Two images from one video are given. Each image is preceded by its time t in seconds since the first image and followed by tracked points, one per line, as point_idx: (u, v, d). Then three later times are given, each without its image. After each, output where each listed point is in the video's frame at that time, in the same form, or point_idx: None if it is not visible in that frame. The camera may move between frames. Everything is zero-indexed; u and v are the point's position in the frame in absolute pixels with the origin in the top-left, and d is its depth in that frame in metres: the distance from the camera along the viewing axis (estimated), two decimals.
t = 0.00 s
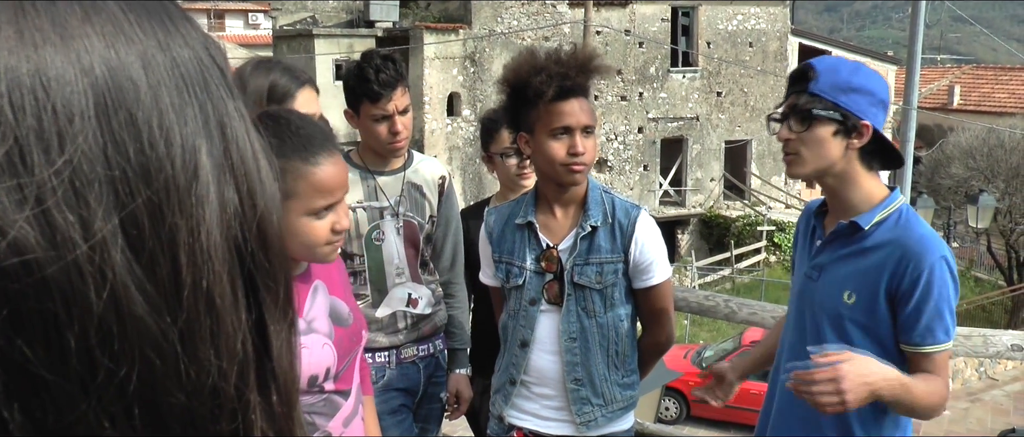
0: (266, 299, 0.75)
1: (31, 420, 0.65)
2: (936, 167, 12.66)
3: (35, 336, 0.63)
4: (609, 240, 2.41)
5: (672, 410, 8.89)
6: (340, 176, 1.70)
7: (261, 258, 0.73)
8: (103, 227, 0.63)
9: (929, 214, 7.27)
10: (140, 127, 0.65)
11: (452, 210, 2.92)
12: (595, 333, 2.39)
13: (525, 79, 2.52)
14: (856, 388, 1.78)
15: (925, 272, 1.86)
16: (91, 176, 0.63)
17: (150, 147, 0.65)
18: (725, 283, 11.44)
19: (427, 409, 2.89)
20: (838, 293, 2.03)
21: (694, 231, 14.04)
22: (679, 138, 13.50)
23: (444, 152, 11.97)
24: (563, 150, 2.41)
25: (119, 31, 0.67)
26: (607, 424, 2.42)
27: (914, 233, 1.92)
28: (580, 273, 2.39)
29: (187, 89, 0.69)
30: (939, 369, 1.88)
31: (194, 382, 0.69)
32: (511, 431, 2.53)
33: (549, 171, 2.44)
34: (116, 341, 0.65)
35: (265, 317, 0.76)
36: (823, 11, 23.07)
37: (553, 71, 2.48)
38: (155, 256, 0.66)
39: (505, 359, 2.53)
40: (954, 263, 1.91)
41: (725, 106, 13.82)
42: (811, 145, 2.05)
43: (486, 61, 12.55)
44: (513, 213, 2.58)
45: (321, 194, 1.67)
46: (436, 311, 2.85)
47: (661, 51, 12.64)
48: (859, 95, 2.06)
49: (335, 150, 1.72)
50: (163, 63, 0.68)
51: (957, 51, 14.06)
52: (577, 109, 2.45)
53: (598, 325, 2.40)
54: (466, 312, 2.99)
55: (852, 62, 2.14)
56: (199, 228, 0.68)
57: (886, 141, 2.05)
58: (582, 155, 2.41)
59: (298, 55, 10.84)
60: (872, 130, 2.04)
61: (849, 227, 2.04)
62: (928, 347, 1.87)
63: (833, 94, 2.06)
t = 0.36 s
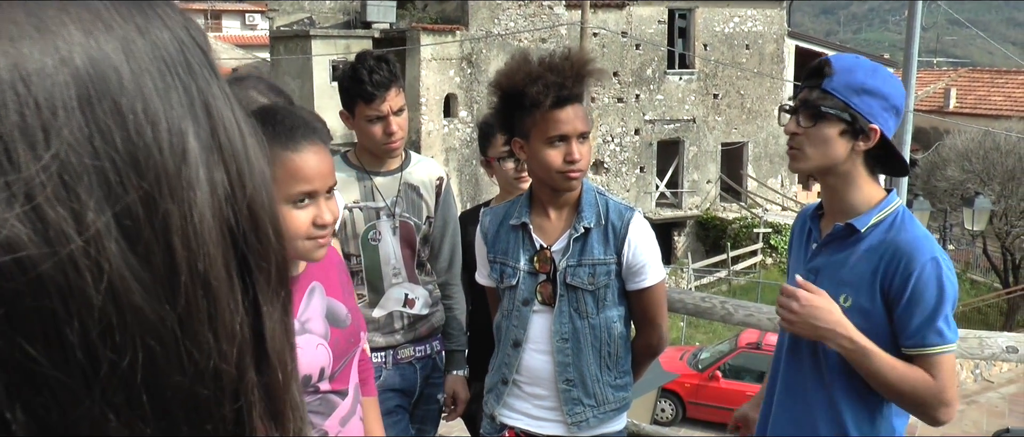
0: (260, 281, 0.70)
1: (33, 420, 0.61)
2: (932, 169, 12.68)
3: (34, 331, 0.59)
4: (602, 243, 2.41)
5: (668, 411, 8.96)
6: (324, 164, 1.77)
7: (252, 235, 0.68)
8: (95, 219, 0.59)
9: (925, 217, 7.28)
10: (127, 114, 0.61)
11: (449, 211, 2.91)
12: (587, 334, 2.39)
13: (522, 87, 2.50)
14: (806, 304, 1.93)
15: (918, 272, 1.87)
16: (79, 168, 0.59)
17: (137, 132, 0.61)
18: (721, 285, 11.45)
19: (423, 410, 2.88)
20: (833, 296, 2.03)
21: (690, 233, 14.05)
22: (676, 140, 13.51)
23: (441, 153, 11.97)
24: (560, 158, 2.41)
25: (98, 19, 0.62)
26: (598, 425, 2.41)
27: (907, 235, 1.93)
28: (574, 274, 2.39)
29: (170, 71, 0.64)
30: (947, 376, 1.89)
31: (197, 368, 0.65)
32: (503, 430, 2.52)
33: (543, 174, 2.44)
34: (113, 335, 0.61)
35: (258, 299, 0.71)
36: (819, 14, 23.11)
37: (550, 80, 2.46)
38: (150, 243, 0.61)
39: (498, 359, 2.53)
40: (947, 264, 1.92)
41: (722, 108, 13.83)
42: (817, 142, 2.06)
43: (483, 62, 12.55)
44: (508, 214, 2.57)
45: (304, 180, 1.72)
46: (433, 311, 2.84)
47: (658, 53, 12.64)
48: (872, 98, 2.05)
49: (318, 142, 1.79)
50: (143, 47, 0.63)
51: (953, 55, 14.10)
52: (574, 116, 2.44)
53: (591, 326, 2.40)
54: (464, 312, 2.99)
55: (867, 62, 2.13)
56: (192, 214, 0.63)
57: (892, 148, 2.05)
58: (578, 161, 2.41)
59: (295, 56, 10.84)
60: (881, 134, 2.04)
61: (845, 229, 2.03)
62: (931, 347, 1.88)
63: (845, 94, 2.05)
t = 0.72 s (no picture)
0: (244, 275, 0.71)
1: (16, 422, 0.65)
2: (931, 171, 12.67)
3: (16, 332, 0.62)
4: (601, 244, 2.41)
5: (667, 413, 8.89)
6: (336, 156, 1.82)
7: (235, 229, 0.69)
8: (73, 216, 0.61)
9: (924, 218, 7.28)
10: (105, 111, 0.63)
11: (451, 214, 2.91)
12: (587, 336, 2.39)
13: (522, 85, 2.50)
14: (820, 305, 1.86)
15: (912, 274, 1.86)
16: (57, 166, 0.61)
17: (116, 127, 0.63)
18: (720, 286, 11.44)
19: (423, 411, 2.87)
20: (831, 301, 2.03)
21: (689, 234, 14.04)
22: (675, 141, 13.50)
23: (440, 154, 11.94)
24: (560, 157, 2.40)
25: (73, 13, 0.64)
26: (600, 425, 2.41)
27: (902, 237, 1.93)
28: (573, 276, 2.39)
29: (151, 66, 0.66)
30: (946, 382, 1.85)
31: (182, 366, 0.67)
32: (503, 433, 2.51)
33: (543, 176, 2.43)
34: (96, 334, 0.64)
35: (243, 295, 0.71)
36: (818, 15, 23.11)
37: (550, 78, 2.45)
38: (132, 242, 0.63)
39: (497, 362, 2.51)
40: (945, 264, 1.91)
41: (720, 109, 13.83)
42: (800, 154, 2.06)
43: (482, 64, 12.54)
44: (505, 217, 2.57)
45: (311, 170, 1.75)
46: (434, 312, 2.84)
47: (656, 55, 12.64)
48: (850, 102, 2.04)
49: (324, 136, 1.82)
50: (122, 43, 0.65)
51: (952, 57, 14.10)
52: (574, 115, 2.43)
53: (591, 327, 2.39)
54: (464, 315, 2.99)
55: (846, 65, 2.11)
56: (173, 208, 0.65)
57: (877, 149, 2.03)
58: (577, 160, 2.40)
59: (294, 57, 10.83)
60: (862, 137, 2.03)
61: (842, 234, 2.04)
62: (927, 349, 1.86)
63: (821, 100, 2.05)
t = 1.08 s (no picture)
0: (240, 282, 0.71)
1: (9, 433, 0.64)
2: (931, 172, 12.68)
3: (12, 342, 0.62)
4: (605, 246, 2.41)
5: (667, 414, 8.91)
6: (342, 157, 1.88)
7: (233, 236, 0.70)
8: (72, 223, 0.61)
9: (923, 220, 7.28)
10: (104, 118, 0.63)
11: (451, 216, 2.91)
12: (592, 339, 2.38)
13: (527, 86, 2.50)
14: (857, 350, 1.77)
15: (918, 279, 1.86)
16: (55, 173, 0.61)
17: (116, 135, 0.63)
18: (720, 287, 11.44)
19: (422, 413, 2.87)
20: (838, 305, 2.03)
21: (689, 235, 14.03)
22: (675, 143, 13.49)
23: (440, 154, 11.93)
24: (564, 160, 2.40)
25: (73, 20, 0.64)
26: (604, 429, 2.41)
27: (910, 243, 1.92)
28: (577, 278, 2.38)
29: (150, 72, 0.66)
30: (929, 389, 1.86)
31: (180, 376, 0.67)
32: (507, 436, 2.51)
33: (547, 179, 2.42)
34: (94, 343, 0.63)
35: (239, 303, 0.72)
36: (817, 17, 23.12)
37: (557, 79, 2.45)
38: (132, 252, 0.63)
39: (501, 365, 2.51)
40: (953, 271, 1.90)
41: (720, 111, 13.83)
42: (823, 164, 2.05)
43: (482, 65, 12.53)
44: (508, 220, 2.56)
45: (321, 171, 1.82)
46: (433, 314, 2.84)
47: (657, 56, 12.64)
48: (874, 110, 2.05)
49: (331, 138, 1.89)
50: (121, 49, 0.65)
51: (952, 58, 14.10)
52: (579, 118, 2.44)
53: (595, 330, 2.39)
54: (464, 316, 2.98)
55: (864, 70, 2.11)
56: (172, 216, 0.65)
57: (896, 156, 2.04)
58: (581, 163, 2.40)
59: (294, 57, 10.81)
60: (885, 145, 2.03)
61: (851, 238, 2.04)
62: (916, 357, 1.86)
63: (844, 111, 2.04)
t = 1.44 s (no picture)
0: (234, 282, 0.73)
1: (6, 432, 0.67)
2: (931, 175, 12.66)
3: (8, 345, 0.64)
4: (610, 249, 2.41)
5: (667, 415, 8.95)
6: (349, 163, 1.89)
7: (227, 239, 0.71)
8: (68, 230, 0.63)
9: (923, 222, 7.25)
10: (101, 123, 0.65)
11: (450, 216, 2.91)
12: (596, 342, 2.39)
13: (540, 94, 2.47)
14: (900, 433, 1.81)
15: (920, 287, 1.87)
16: (51, 179, 0.63)
17: (112, 141, 0.65)
18: (719, 289, 11.43)
19: (421, 414, 2.88)
20: (837, 311, 2.03)
21: (688, 237, 14.02)
22: (675, 144, 13.48)
23: (440, 156, 11.92)
24: (573, 166, 2.40)
25: (73, 26, 0.65)
26: (610, 431, 2.43)
27: (910, 249, 1.93)
28: (583, 281, 2.38)
29: (148, 76, 0.67)
30: (937, 395, 1.87)
31: (172, 379, 0.69)
32: None
33: (553, 182, 2.43)
34: (88, 346, 0.65)
35: (234, 304, 0.74)
36: (817, 18, 23.10)
37: (571, 88, 2.43)
38: (126, 256, 0.65)
39: (506, 368, 2.51)
40: (953, 277, 1.91)
41: (720, 113, 13.82)
42: (828, 164, 2.05)
43: (482, 66, 12.52)
44: (512, 223, 2.56)
45: (334, 177, 1.85)
46: (433, 316, 2.85)
47: (657, 57, 12.62)
48: (879, 113, 2.06)
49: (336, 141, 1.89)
50: (118, 51, 0.67)
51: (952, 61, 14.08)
52: (589, 125, 2.44)
53: (600, 332, 2.39)
54: (463, 318, 2.98)
55: (871, 73, 2.12)
56: (166, 220, 0.66)
57: (899, 160, 2.06)
58: (590, 170, 2.41)
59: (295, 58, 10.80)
60: (889, 148, 2.05)
61: (849, 243, 2.05)
62: (924, 364, 1.87)
63: (853, 111, 2.05)
